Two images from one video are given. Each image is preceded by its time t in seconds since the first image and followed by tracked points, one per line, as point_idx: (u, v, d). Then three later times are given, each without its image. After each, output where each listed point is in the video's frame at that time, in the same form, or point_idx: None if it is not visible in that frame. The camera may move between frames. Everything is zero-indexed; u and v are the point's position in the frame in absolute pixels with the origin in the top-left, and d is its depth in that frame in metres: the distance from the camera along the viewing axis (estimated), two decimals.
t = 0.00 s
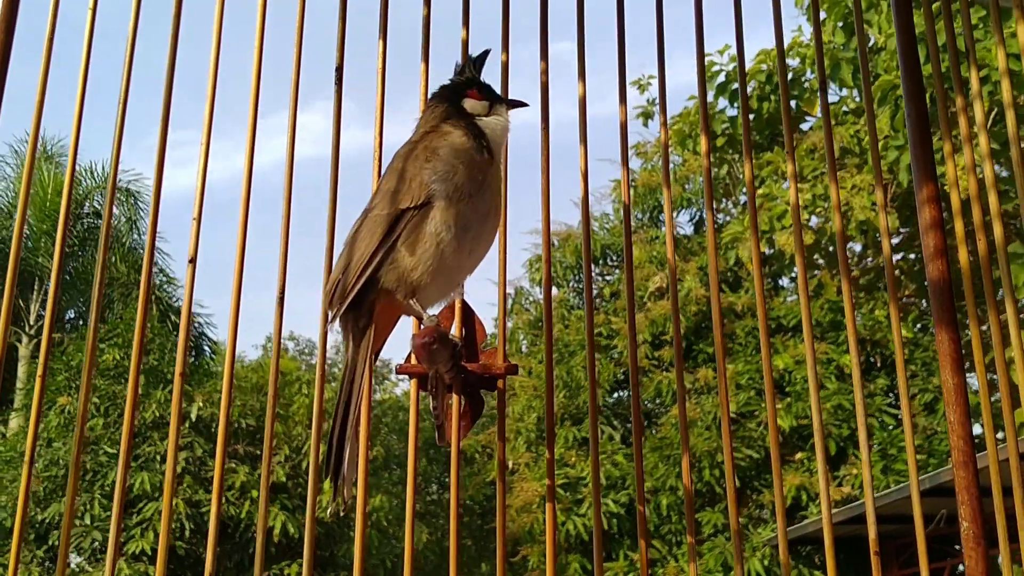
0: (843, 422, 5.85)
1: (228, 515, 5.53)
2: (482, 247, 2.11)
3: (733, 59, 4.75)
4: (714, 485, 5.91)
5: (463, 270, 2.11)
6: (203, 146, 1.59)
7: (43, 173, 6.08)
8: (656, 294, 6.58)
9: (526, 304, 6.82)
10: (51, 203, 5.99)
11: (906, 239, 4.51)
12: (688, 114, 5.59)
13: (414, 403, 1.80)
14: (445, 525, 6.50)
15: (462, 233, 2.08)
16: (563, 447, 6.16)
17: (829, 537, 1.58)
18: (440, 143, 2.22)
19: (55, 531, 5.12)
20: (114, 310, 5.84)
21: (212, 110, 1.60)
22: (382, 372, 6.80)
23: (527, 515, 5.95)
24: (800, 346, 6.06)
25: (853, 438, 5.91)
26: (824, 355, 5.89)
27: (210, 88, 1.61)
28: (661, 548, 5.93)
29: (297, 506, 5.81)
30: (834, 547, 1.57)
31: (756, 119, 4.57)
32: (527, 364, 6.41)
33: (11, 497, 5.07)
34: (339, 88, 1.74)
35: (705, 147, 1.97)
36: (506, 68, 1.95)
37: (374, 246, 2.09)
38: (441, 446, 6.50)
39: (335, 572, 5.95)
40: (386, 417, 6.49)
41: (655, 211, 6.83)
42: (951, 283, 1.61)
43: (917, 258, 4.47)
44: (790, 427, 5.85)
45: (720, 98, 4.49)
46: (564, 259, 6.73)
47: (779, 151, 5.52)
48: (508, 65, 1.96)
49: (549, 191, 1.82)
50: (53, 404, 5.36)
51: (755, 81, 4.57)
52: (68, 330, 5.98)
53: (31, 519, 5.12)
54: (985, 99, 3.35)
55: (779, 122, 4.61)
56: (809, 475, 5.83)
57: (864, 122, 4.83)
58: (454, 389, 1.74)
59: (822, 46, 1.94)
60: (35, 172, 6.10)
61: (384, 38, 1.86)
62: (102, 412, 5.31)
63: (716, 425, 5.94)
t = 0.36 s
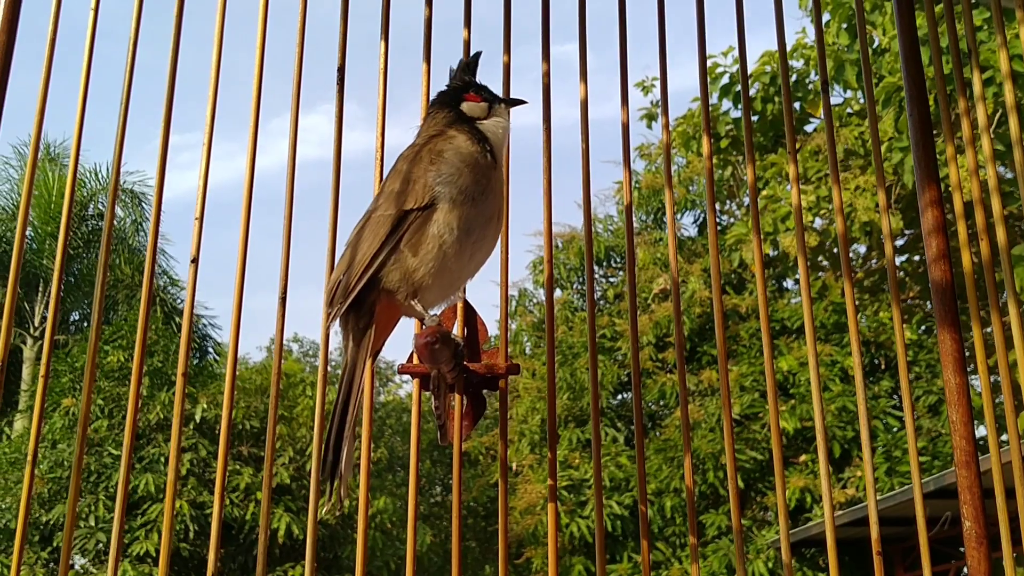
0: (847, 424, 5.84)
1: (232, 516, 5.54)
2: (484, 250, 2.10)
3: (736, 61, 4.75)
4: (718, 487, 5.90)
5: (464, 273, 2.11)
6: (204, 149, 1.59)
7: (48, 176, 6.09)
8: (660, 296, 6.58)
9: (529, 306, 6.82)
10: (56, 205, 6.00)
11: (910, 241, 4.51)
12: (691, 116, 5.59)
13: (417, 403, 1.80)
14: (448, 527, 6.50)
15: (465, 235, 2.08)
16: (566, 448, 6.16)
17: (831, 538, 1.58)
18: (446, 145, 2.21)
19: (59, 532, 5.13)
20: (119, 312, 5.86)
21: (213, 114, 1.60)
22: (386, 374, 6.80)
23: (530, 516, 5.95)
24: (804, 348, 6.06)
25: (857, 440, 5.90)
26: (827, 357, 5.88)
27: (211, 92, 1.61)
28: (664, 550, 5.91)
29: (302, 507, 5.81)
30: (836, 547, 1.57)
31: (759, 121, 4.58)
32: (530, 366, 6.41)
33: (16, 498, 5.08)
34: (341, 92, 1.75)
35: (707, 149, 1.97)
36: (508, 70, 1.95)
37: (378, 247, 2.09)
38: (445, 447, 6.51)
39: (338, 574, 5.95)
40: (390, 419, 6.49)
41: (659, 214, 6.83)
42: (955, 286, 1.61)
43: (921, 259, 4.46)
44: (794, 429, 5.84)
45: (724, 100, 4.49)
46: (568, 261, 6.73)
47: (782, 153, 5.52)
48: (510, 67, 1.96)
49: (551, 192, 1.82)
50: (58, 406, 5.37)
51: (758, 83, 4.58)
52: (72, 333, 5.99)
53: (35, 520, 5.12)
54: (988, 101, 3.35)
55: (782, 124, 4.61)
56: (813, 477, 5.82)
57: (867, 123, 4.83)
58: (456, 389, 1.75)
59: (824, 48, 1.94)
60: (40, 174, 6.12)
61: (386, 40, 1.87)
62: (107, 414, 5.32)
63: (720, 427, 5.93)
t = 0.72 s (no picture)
0: (847, 425, 5.84)
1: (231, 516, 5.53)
2: (488, 255, 2.11)
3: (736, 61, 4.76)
4: (717, 487, 5.90)
5: (468, 278, 2.11)
6: (208, 146, 1.59)
7: (48, 175, 6.08)
8: (659, 296, 6.58)
9: (529, 306, 6.81)
10: (55, 205, 5.99)
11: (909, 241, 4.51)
12: (691, 116, 5.59)
13: (419, 402, 1.80)
14: (448, 527, 6.50)
15: (473, 240, 2.09)
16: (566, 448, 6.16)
17: (835, 538, 1.58)
18: (454, 153, 2.24)
19: (58, 532, 5.13)
20: (118, 311, 5.85)
21: (218, 110, 1.60)
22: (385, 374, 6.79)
23: (530, 517, 5.94)
24: (803, 348, 6.06)
25: (856, 441, 5.90)
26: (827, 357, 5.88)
27: (214, 89, 1.61)
28: (663, 550, 5.91)
29: (301, 507, 5.81)
30: (840, 548, 1.57)
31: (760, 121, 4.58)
32: (530, 366, 6.41)
33: (16, 497, 5.08)
34: (344, 90, 1.75)
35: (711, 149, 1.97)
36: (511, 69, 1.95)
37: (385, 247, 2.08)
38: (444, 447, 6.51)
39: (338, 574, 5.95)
40: (390, 419, 6.48)
41: (658, 214, 6.83)
42: (959, 287, 1.61)
43: (921, 260, 4.47)
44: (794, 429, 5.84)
45: (724, 100, 4.50)
46: (567, 261, 6.73)
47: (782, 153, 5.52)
48: (513, 67, 1.96)
49: (554, 192, 1.82)
50: (57, 405, 5.36)
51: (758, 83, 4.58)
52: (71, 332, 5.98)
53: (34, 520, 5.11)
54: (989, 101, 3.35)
55: (783, 124, 4.62)
56: (813, 477, 5.83)
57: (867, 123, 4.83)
58: (459, 388, 1.75)
59: (827, 51, 1.94)
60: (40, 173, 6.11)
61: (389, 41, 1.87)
62: (106, 413, 5.32)
63: (719, 427, 5.93)
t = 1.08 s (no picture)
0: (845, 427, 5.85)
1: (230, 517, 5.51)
2: (500, 257, 2.11)
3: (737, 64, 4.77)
4: (717, 489, 5.90)
5: (479, 280, 2.11)
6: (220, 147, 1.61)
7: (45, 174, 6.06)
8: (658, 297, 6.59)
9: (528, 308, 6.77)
10: (54, 204, 5.97)
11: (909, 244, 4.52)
12: (691, 119, 5.60)
13: (429, 404, 1.80)
14: (446, 528, 6.49)
15: (486, 243, 2.09)
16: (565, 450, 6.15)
17: (845, 540, 1.59)
18: (467, 154, 2.23)
19: (57, 532, 5.12)
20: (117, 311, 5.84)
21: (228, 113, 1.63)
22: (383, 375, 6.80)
23: (528, 518, 5.94)
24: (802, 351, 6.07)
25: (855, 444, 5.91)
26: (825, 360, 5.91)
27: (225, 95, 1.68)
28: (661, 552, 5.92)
29: (299, 508, 5.80)
30: (851, 553, 1.58)
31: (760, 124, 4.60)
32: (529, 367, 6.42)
33: (14, 497, 5.07)
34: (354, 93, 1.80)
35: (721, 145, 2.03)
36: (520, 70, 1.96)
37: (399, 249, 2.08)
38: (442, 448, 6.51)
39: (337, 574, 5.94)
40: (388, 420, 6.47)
41: (658, 216, 6.81)
42: (971, 291, 1.61)
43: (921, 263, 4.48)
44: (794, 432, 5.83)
45: (726, 103, 4.50)
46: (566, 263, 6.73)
47: (782, 156, 5.53)
48: (521, 69, 1.97)
49: (564, 193, 1.83)
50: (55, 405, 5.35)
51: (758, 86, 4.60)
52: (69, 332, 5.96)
53: (32, 520, 5.10)
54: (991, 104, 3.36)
55: (783, 127, 4.63)
56: (811, 480, 5.84)
57: (867, 126, 4.84)
58: (469, 388, 1.76)
59: (839, 59, 1.96)
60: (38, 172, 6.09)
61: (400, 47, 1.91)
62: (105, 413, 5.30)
63: (718, 430, 5.93)
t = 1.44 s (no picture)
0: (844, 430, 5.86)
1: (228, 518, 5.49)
2: (506, 260, 2.12)
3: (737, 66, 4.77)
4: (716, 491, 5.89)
5: (485, 283, 2.11)
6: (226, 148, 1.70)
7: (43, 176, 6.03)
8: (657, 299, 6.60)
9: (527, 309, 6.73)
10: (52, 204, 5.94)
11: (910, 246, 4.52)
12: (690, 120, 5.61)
13: (434, 410, 1.80)
14: (444, 530, 6.48)
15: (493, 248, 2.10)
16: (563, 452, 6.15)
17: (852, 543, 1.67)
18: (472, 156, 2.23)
19: (55, 532, 5.10)
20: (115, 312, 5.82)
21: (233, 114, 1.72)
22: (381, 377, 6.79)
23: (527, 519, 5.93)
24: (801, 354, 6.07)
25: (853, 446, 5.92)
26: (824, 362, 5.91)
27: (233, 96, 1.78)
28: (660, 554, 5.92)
29: (298, 510, 5.79)
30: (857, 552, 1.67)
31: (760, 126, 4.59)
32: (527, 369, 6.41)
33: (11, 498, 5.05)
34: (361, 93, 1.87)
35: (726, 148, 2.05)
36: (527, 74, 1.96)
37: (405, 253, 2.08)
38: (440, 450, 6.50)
39: None
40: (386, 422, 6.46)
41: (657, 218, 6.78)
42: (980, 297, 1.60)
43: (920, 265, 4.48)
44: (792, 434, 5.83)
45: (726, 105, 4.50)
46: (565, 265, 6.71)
47: (781, 158, 5.53)
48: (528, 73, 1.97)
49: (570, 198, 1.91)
50: (54, 407, 5.34)
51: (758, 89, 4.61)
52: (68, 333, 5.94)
53: (31, 522, 5.10)
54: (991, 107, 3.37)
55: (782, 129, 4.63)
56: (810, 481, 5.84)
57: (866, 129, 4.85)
58: (475, 393, 1.77)
59: (845, 58, 1.96)
60: (37, 173, 6.06)
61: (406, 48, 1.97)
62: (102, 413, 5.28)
63: (717, 431, 5.93)
